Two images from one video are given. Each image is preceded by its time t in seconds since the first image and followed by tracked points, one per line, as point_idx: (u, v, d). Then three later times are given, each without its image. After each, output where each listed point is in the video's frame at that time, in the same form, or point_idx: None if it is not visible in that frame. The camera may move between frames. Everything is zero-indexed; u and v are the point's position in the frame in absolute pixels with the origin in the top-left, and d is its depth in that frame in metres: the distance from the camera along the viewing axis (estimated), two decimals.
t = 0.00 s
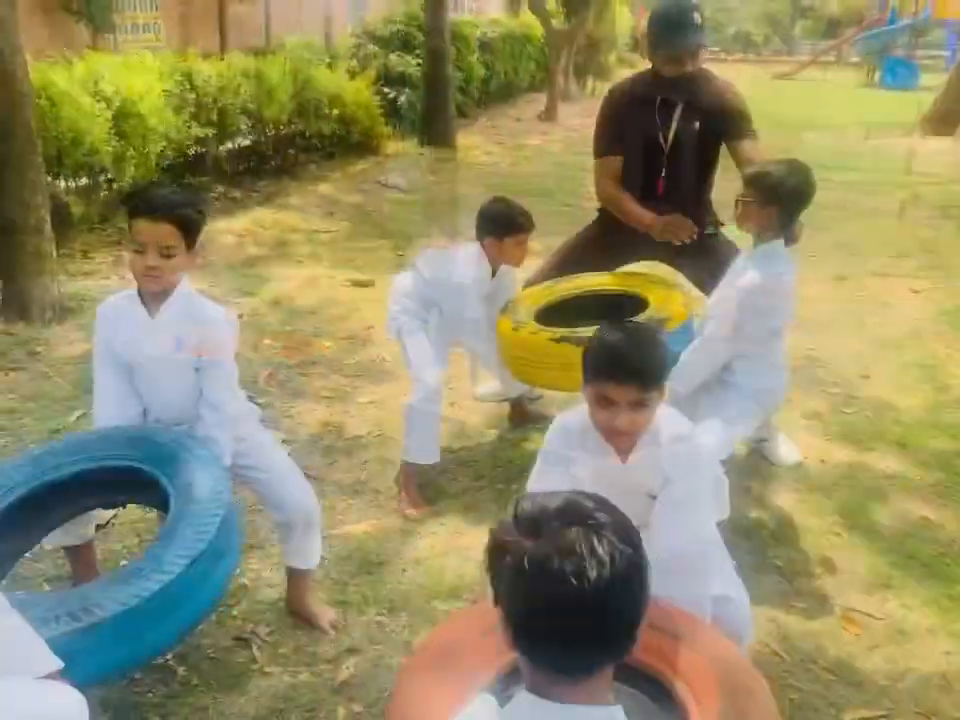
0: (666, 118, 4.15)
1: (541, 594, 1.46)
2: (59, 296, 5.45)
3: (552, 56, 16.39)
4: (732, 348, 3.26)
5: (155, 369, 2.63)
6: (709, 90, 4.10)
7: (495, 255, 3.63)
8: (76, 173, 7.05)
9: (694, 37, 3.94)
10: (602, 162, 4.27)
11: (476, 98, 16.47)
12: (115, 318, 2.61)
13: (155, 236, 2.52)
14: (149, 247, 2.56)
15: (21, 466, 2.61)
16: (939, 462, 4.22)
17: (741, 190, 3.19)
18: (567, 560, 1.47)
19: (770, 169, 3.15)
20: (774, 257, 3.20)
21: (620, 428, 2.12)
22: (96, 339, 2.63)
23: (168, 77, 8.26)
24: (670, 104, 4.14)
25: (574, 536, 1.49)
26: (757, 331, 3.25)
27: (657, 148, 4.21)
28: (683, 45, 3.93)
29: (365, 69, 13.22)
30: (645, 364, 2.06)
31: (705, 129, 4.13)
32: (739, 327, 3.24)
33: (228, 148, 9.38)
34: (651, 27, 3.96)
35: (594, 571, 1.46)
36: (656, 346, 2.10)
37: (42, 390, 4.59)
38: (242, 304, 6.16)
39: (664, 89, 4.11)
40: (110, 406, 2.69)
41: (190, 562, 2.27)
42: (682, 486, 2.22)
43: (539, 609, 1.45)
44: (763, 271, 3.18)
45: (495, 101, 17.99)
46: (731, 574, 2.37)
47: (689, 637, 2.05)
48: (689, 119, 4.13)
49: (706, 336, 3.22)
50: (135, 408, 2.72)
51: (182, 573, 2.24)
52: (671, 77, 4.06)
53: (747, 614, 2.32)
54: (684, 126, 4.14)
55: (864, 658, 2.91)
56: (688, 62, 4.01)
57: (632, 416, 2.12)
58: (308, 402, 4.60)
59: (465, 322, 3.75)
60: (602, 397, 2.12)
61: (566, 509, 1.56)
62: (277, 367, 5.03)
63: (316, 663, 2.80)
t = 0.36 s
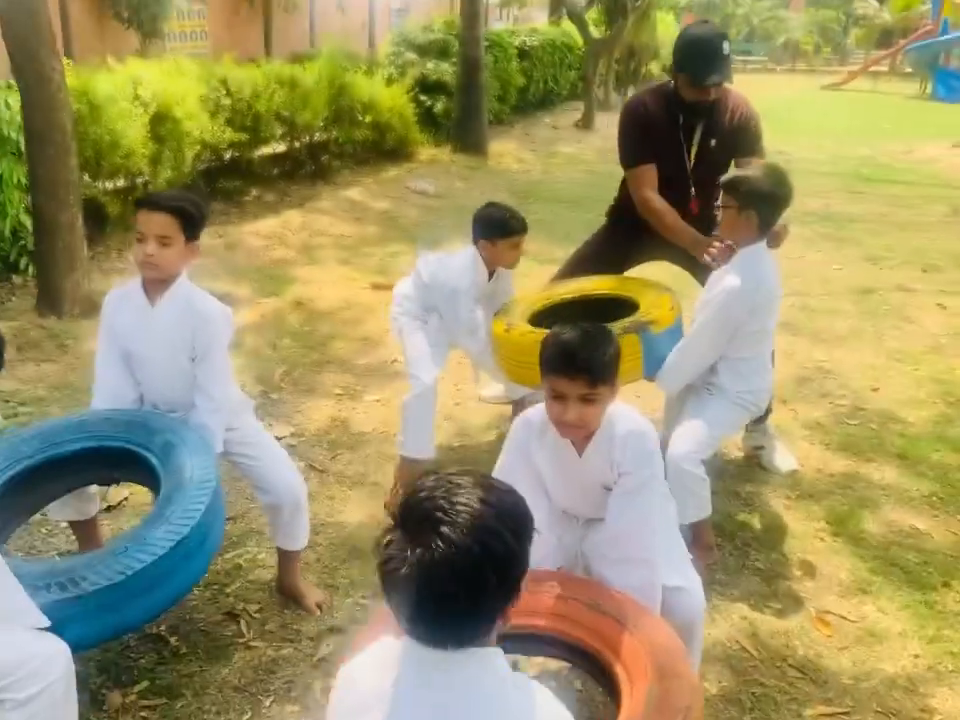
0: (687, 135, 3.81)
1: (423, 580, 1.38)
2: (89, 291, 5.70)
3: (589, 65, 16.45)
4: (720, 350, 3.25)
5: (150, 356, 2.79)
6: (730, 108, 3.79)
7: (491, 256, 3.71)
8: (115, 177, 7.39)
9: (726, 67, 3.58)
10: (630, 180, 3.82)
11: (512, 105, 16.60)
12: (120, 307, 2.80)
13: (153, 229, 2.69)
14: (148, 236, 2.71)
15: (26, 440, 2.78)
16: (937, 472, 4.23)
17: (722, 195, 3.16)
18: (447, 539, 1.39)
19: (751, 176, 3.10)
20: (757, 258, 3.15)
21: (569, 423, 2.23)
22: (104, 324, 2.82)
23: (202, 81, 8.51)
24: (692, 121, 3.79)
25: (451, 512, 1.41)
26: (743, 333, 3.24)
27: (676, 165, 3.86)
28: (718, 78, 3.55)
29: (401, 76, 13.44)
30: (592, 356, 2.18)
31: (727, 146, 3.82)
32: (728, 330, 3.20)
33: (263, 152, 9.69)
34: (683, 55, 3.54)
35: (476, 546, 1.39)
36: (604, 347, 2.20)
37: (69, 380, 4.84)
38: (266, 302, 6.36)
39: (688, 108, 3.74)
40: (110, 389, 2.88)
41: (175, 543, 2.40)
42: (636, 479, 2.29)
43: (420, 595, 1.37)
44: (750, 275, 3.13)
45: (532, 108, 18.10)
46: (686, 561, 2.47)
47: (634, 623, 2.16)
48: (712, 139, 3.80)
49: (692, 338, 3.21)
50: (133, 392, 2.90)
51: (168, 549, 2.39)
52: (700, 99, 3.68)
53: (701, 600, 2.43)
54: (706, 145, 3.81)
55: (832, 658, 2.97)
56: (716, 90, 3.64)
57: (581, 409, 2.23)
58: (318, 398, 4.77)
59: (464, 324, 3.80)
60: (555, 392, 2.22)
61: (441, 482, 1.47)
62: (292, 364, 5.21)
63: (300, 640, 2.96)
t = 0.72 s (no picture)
0: (691, 143, 3.89)
1: (359, 511, 1.50)
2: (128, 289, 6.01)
3: (627, 76, 16.58)
4: (709, 345, 3.43)
5: (167, 345, 3.02)
6: (734, 120, 3.85)
7: (497, 254, 3.89)
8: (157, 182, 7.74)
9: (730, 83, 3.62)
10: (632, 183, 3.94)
11: (550, 116, 16.80)
12: (139, 298, 3.03)
13: (172, 226, 2.90)
14: (165, 233, 2.92)
15: (51, 423, 2.99)
16: (938, 475, 4.28)
17: (711, 197, 3.34)
18: (381, 478, 1.49)
19: (738, 178, 3.27)
20: (745, 258, 3.33)
21: (545, 407, 2.37)
22: (124, 314, 3.06)
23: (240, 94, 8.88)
24: (695, 129, 3.87)
25: (388, 456, 1.50)
26: (733, 329, 3.40)
27: (678, 172, 3.95)
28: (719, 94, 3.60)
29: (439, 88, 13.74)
30: (566, 345, 2.34)
31: (729, 156, 3.87)
32: (717, 324, 3.37)
33: (301, 160, 10.02)
34: (687, 70, 3.60)
35: (404, 490, 1.48)
36: (576, 335, 2.36)
37: (107, 372, 5.12)
38: (296, 302, 6.61)
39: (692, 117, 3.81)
40: (130, 375, 3.12)
41: (181, 511, 2.61)
42: (611, 459, 2.43)
43: (356, 525, 1.50)
44: (736, 272, 3.32)
45: (570, 119, 18.27)
46: (661, 543, 2.59)
47: (604, 591, 2.27)
48: (714, 149, 3.86)
49: (684, 332, 3.39)
50: (154, 380, 3.14)
51: (176, 516, 2.60)
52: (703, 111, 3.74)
53: (673, 580, 2.54)
54: (708, 154, 3.88)
55: (811, 643, 3.07)
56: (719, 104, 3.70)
57: (556, 392, 2.38)
58: (338, 393, 4.98)
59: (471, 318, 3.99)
60: (533, 375, 2.38)
61: (397, 428, 1.57)
62: (316, 361, 5.44)
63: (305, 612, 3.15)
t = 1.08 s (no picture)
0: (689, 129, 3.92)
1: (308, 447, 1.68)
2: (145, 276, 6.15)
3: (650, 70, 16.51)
4: (702, 329, 3.50)
5: (172, 322, 3.16)
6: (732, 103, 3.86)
7: (495, 235, 4.05)
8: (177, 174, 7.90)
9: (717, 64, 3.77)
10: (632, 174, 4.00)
11: (572, 110, 16.78)
12: (143, 277, 3.15)
13: (172, 205, 3.02)
14: (167, 211, 3.04)
15: (60, 395, 3.13)
16: (941, 462, 4.27)
17: (698, 185, 3.47)
18: (326, 420, 1.65)
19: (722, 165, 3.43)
20: (738, 244, 3.42)
21: (526, 378, 2.46)
22: (128, 293, 3.18)
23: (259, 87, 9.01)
24: (693, 116, 3.91)
25: (336, 403, 1.66)
26: (724, 314, 3.48)
27: (679, 159, 3.97)
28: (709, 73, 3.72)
29: (461, 81, 13.80)
30: (545, 317, 2.40)
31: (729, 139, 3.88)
32: (707, 309, 3.46)
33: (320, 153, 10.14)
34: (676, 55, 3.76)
35: (344, 435, 1.63)
36: (559, 307, 2.43)
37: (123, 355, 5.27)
38: (311, 289, 6.71)
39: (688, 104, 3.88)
40: (135, 351, 3.23)
41: (177, 475, 2.74)
42: (590, 431, 2.54)
43: (307, 460, 1.68)
44: (725, 258, 3.42)
45: (594, 113, 18.23)
46: (644, 518, 2.65)
47: (574, 558, 2.41)
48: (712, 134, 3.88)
49: (676, 315, 3.47)
50: (158, 357, 3.25)
51: (172, 480, 2.73)
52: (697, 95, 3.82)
53: (653, 553, 2.60)
54: (707, 138, 3.89)
55: (796, 624, 3.12)
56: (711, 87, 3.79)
57: (537, 363, 2.45)
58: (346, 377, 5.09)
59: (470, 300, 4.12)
60: (516, 347, 2.45)
61: (358, 377, 1.72)
62: (327, 346, 5.55)
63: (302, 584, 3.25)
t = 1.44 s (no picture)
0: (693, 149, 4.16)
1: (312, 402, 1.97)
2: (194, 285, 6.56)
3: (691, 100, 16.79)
4: (702, 334, 3.77)
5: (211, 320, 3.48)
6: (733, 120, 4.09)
7: (514, 249, 4.27)
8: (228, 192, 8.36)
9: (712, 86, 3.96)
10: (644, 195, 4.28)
11: (613, 138, 17.12)
12: (187, 279, 3.48)
13: (211, 214, 3.35)
14: (207, 220, 3.38)
15: (108, 384, 3.42)
16: (942, 475, 4.42)
17: (698, 201, 3.79)
18: (328, 376, 1.95)
19: (721, 181, 3.73)
20: (733, 256, 3.73)
21: (520, 369, 2.71)
22: (174, 296, 3.52)
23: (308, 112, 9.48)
24: (697, 136, 4.15)
25: (336, 362, 1.97)
26: (721, 321, 3.75)
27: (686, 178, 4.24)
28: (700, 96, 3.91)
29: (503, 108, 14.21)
30: (539, 313, 2.66)
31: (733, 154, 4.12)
32: (706, 316, 3.74)
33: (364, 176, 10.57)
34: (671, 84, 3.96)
35: (342, 387, 1.93)
36: (551, 305, 2.68)
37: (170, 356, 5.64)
38: (348, 302, 7.07)
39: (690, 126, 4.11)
40: (176, 347, 3.56)
41: (209, 455, 3.01)
42: (581, 418, 2.75)
43: (311, 413, 1.98)
44: (721, 267, 3.71)
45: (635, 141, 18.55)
46: (630, 503, 2.96)
47: (562, 533, 2.61)
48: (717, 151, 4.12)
49: (676, 322, 3.75)
50: (198, 352, 3.58)
51: (202, 461, 2.99)
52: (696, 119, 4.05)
53: (639, 536, 2.88)
54: (713, 156, 4.13)
55: (784, 613, 3.29)
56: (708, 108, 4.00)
57: (530, 355, 2.70)
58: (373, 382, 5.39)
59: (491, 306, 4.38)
60: (512, 340, 2.71)
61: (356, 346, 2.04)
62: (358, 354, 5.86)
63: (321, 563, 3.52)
